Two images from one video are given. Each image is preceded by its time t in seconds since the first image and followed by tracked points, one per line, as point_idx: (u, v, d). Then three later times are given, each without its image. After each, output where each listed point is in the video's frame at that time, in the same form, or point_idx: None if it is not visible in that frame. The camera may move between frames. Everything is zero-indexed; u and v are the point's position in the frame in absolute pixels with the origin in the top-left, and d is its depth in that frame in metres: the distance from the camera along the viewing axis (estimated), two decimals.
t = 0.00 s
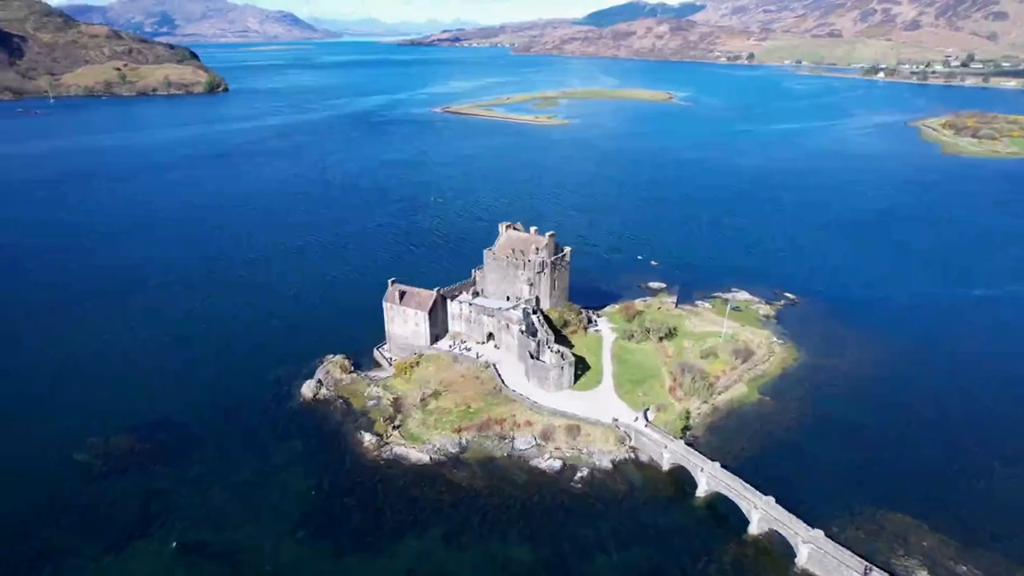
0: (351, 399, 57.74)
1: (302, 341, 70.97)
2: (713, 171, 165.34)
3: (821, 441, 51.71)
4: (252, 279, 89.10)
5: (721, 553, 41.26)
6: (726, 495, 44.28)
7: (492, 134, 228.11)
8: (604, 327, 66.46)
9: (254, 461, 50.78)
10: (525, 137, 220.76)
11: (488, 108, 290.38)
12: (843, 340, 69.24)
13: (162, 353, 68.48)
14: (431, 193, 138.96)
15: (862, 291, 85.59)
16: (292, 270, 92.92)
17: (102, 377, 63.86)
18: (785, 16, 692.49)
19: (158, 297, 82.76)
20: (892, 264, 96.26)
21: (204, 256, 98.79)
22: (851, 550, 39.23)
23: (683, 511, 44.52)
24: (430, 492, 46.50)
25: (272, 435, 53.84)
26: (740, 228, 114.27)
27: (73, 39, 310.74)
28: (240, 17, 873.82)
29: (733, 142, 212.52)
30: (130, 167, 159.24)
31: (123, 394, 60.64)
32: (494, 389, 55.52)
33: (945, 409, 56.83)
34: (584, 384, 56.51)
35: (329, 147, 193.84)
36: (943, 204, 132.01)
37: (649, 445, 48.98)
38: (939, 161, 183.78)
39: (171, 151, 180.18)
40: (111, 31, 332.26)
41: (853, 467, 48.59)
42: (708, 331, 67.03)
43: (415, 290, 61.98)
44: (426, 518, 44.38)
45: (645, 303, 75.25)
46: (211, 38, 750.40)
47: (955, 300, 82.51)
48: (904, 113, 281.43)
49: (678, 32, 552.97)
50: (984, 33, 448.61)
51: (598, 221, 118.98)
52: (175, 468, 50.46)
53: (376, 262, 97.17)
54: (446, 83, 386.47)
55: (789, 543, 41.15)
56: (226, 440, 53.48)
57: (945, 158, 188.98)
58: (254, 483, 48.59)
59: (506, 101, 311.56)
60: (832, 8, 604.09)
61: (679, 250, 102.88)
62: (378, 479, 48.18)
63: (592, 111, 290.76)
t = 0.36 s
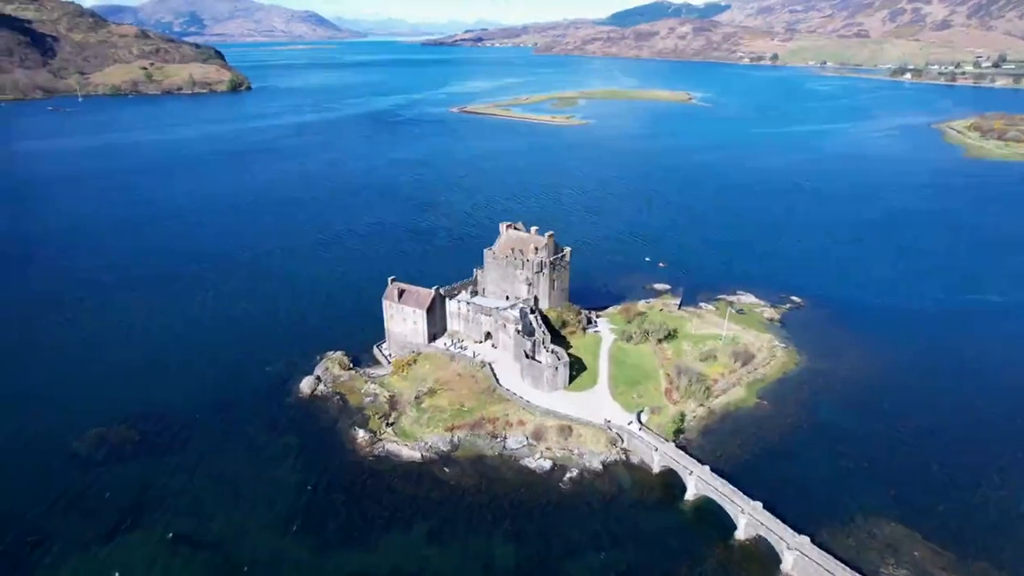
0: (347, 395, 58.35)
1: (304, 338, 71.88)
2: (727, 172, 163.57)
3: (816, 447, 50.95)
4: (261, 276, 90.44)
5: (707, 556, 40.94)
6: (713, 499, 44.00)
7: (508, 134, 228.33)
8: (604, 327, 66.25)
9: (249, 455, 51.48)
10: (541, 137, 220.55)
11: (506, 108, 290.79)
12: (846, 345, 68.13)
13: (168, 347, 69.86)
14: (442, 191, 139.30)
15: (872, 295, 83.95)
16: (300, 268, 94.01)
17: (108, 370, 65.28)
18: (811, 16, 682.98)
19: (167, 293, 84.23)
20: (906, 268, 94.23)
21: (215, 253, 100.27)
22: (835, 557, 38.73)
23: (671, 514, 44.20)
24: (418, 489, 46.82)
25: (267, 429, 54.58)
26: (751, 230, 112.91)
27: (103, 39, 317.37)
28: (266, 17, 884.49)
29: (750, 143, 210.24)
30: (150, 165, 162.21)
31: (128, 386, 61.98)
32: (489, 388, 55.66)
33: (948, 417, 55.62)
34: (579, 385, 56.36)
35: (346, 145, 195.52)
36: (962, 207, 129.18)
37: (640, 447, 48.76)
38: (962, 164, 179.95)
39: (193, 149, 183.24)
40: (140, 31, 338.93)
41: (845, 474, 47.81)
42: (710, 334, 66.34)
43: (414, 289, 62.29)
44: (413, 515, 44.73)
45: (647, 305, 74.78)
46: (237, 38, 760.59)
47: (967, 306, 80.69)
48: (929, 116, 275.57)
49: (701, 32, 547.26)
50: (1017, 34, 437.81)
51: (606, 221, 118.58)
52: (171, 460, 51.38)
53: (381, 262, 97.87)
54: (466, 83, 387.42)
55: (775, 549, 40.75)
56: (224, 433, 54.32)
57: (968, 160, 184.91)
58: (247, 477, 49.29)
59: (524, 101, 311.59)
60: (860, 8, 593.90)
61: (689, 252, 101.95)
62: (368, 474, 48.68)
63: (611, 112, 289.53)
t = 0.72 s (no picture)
0: (344, 392, 58.97)
1: (307, 334, 72.72)
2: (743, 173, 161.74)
3: (810, 452, 50.30)
4: (269, 273, 91.68)
5: (692, 559, 40.72)
6: (701, 502, 43.77)
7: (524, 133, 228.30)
8: (604, 328, 66.01)
9: (245, 449, 52.29)
10: (557, 137, 220.25)
11: (524, 108, 290.77)
12: (851, 349, 67.04)
13: (174, 341, 71.17)
14: (454, 189, 139.90)
15: (881, 299, 82.49)
16: (307, 265, 95.15)
17: (114, 363, 66.68)
18: (839, 15, 671.91)
19: (178, 288, 85.83)
20: (918, 272, 92.37)
21: (226, 249, 101.88)
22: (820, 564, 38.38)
23: (658, 517, 44.05)
24: (408, 486, 47.21)
25: (264, 424, 55.35)
26: (762, 232, 111.53)
27: (131, 39, 324.25)
28: (292, 17, 895.27)
29: (769, 144, 207.58)
30: (171, 163, 165.30)
31: (132, 380, 63.29)
32: (484, 386, 55.83)
33: (947, 424, 54.52)
34: (574, 385, 56.30)
35: (362, 145, 197.01)
36: (983, 211, 126.21)
37: (631, 449, 48.60)
38: (987, 166, 175.68)
39: (213, 147, 185.94)
40: (168, 32, 344.62)
41: (839, 481, 47.16)
42: (711, 336, 65.77)
43: (412, 287, 62.69)
44: (401, 511, 45.11)
45: (650, 306, 74.29)
46: (264, 37, 770.71)
47: (979, 311, 78.93)
48: (957, 117, 269.42)
49: (725, 32, 541.54)
50: None
51: (616, 221, 118.06)
52: (167, 453, 52.33)
53: (389, 260, 98.65)
54: (486, 83, 388.04)
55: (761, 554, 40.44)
56: (222, 427, 55.17)
57: (994, 163, 180.55)
58: (242, 470, 50.10)
59: (543, 101, 311.15)
60: (888, 8, 582.76)
61: (698, 253, 101.12)
62: (360, 470, 49.20)
63: (629, 112, 287.96)
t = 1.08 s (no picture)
0: (342, 388, 59.56)
1: (310, 332, 73.60)
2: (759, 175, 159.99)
3: (804, 457, 49.63)
4: (277, 270, 92.92)
5: (677, 563, 40.51)
6: (689, 506, 43.51)
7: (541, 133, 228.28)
8: (603, 329, 65.76)
9: (241, 443, 53.09)
10: (573, 137, 220.04)
11: (543, 108, 290.76)
12: (855, 354, 65.96)
13: (181, 336, 72.46)
14: (466, 188, 140.44)
15: (891, 304, 81.01)
16: (315, 263, 96.30)
17: (122, 357, 68.10)
18: (867, 15, 660.81)
19: (188, 284, 87.39)
20: (931, 277, 90.49)
21: (237, 246, 103.29)
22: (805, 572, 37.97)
23: (645, 520, 43.81)
24: (397, 483, 47.55)
25: (262, 419, 56.11)
26: (773, 234, 110.24)
27: (159, 39, 330.83)
28: (318, 16, 905.62)
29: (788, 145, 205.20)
30: (191, 160, 168.30)
31: (138, 373, 64.61)
32: (478, 386, 55.98)
33: (948, 432, 53.49)
34: (569, 386, 56.25)
35: (379, 143, 198.64)
36: (1004, 215, 123.33)
37: (622, 450, 48.42)
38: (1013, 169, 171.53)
39: (234, 145, 188.80)
40: (194, 31, 350.86)
41: (831, 487, 46.51)
42: (711, 338, 65.25)
43: (412, 286, 63.10)
44: (389, 508, 45.42)
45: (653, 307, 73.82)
46: (290, 37, 780.46)
47: (991, 317, 77.27)
48: (986, 118, 263.18)
49: (749, 33, 535.93)
50: None
51: (626, 221, 117.56)
52: (165, 446, 53.28)
53: (396, 258, 99.41)
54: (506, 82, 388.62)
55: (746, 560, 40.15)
56: (221, 422, 56.03)
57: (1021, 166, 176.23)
58: (237, 463, 50.86)
59: (562, 101, 310.74)
60: (918, 7, 571.70)
61: (707, 255, 100.33)
62: (351, 466, 49.66)
63: (648, 112, 286.36)
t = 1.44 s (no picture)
0: (340, 384, 60.23)
1: (314, 329, 74.52)
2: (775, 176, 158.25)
3: (797, 462, 49.10)
4: (286, 268, 94.20)
5: (660, 566, 40.38)
6: (676, 508, 43.29)
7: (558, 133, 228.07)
8: (602, 329, 65.53)
9: (237, 437, 53.90)
10: (589, 137, 219.53)
11: (561, 108, 290.52)
12: (858, 359, 64.95)
13: (188, 332, 73.86)
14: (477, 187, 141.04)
15: (900, 309, 79.66)
16: (324, 261, 97.44)
17: (130, 351, 69.63)
18: (896, 15, 648.73)
19: (199, 280, 89.04)
20: (943, 282, 88.75)
21: (249, 244, 104.96)
22: None
23: (632, 521, 43.66)
24: (387, 479, 47.92)
25: (259, 414, 56.92)
26: (784, 236, 109.04)
27: (185, 38, 337.04)
28: (343, 16, 914.64)
29: (807, 147, 202.42)
30: (210, 158, 171.26)
31: (144, 367, 65.97)
32: (473, 384, 56.23)
33: (947, 440, 52.56)
34: (564, 386, 56.19)
35: (395, 142, 200.22)
36: None
37: (612, 451, 48.24)
38: None
39: (253, 144, 191.67)
40: (220, 31, 356.77)
41: (821, 493, 46.05)
42: (712, 340, 64.66)
43: (411, 284, 63.46)
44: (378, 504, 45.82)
45: (655, 309, 73.38)
46: (315, 36, 789.42)
47: (1002, 324, 75.70)
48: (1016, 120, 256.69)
49: (773, 33, 529.87)
50: None
51: (636, 222, 117.05)
52: (165, 439, 54.32)
53: (404, 258, 100.24)
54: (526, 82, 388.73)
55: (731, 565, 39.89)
56: (220, 416, 56.97)
57: None
58: (232, 457, 51.66)
59: (580, 101, 310.03)
60: (948, 7, 559.83)
61: (715, 257, 99.54)
62: (343, 462, 50.18)
63: (667, 113, 284.36)
